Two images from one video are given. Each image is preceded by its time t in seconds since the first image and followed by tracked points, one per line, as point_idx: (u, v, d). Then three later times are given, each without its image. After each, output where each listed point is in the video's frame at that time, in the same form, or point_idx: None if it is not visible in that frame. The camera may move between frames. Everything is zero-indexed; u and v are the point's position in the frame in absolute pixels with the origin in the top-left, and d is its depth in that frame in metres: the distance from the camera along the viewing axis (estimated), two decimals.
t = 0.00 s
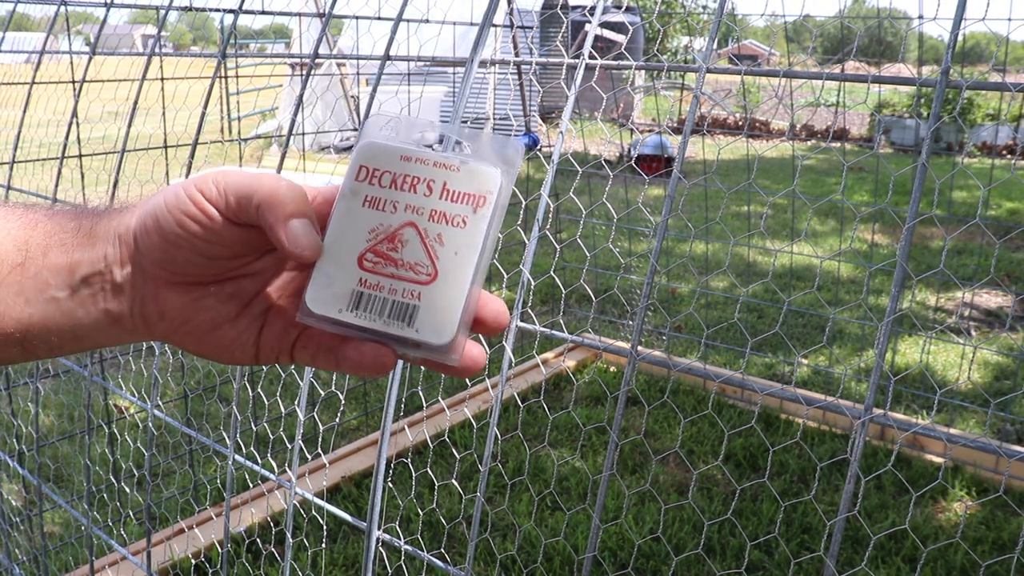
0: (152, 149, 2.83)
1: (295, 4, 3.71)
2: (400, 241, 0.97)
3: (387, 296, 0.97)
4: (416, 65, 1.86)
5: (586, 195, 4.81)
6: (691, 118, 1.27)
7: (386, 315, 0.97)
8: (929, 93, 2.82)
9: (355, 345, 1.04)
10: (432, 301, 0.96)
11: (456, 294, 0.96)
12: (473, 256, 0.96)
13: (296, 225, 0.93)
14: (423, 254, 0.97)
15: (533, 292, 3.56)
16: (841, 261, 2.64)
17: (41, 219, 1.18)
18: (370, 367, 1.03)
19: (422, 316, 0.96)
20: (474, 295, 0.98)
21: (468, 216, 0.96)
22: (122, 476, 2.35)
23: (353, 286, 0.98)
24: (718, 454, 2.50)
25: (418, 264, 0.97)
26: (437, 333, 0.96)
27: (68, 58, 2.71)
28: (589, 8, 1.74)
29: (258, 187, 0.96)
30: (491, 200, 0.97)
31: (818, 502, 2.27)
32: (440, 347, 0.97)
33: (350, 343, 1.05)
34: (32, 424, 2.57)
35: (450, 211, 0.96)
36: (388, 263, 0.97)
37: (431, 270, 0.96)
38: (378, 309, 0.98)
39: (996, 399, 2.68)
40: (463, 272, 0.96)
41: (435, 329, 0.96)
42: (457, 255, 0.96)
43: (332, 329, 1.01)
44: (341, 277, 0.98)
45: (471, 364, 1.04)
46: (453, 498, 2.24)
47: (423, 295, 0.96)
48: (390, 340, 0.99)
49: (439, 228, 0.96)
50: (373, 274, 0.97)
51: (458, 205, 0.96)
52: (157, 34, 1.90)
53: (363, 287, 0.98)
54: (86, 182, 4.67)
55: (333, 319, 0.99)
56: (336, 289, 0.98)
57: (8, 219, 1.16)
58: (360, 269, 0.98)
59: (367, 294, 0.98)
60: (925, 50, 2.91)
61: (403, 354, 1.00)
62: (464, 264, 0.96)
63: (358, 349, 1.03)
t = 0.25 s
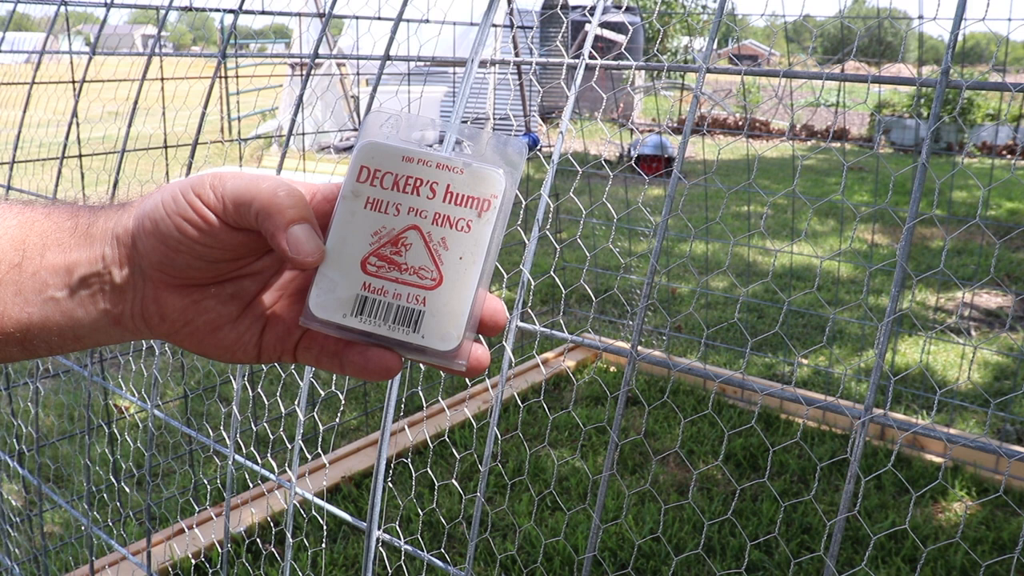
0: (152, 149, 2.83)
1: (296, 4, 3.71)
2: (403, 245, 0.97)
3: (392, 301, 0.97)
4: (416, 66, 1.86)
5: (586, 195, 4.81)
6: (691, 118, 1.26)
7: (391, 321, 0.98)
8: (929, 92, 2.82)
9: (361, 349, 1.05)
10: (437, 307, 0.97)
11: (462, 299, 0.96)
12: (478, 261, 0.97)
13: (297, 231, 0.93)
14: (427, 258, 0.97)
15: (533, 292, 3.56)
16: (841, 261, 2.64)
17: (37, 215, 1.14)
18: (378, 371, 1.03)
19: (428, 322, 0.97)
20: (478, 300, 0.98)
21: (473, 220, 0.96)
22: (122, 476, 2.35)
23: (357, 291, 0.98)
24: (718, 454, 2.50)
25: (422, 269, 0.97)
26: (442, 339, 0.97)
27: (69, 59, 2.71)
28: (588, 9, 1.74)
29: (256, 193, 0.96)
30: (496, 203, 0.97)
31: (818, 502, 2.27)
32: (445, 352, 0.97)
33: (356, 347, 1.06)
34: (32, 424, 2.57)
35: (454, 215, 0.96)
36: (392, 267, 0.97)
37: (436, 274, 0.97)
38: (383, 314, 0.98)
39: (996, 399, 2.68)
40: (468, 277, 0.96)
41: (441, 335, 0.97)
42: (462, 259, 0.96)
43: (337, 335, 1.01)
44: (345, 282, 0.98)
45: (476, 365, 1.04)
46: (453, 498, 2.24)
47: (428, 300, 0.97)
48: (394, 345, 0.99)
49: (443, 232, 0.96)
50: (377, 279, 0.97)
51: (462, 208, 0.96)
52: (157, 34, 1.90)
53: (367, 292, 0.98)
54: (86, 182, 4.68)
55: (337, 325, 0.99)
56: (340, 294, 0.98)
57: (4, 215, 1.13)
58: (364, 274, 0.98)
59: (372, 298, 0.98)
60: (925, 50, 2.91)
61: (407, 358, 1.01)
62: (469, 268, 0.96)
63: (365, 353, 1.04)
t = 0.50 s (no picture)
0: (152, 149, 2.83)
1: (296, 4, 3.71)
2: (405, 239, 0.97)
3: (393, 295, 0.97)
4: (416, 66, 1.86)
5: (586, 195, 4.81)
6: (691, 118, 1.26)
7: (392, 314, 0.97)
8: (929, 93, 2.82)
9: (361, 344, 1.04)
10: (438, 300, 0.96)
11: (462, 293, 0.96)
12: (478, 255, 0.96)
13: (299, 224, 0.93)
14: (428, 252, 0.97)
15: (533, 293, 3.56)
16: (841, 261, 2.64)
17: (45, 215, 1.17)
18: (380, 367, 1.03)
19: (428, 315, 0.96)
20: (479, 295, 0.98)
21: (473, 214, 0.96)
22: (122, 476, 2.35)
23: (358, 285, 0.98)
24: (718, 454, 2.50)
25: (423, 263, 0.97)
26: (443, 333, 0.96)
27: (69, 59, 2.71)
28: (588, 9, 1.74)
29: (260, 187, 0.96)
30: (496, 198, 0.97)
31: (818, 502, 2.27)
32: (446, 346, 0.97)
33: (357, 342, 1.05)
34: (32, 424, 2.57)
35: (455, 209, 0.96)
36: (393, 261, 0.97)
37: (437, 268, 0.96)
38: (384, 308, 0.97)
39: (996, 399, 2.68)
40: (468, 271, 0.96)
41: (442, 329, 0.96)
42: (462, 253, 0.96)
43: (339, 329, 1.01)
44: (347, 276, 0.98)
45: (476, 361, 1.04)
46: (453, 498, 2.24)
47: (428, 294, 0.96)
48: (396, 339, 0.99)
49: (444, 226, 0.96)
50: (378, 273, 0.97)
51: (463, 202, 0.96)
52: (157, 34, 1.90)
53: (369, 286, 0.97)
54: (85, 182, 4.68)
55: (339, 319, 0.99)
56: (341, 288, 0.98)
57: (12, 215, 1.15)
58: (365, 268, 0.98)
59: (373, 292, 0.97)
60: (925, 50, 2.92)
61: (408, 352, 1.00)
62: (469, 262, 0.96)
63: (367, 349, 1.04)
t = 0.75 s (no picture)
0: (152, 149, 2.83)
1: (296, 4, 3.71)
2: (406, 246, 0.97)
3: (394, 301, 0.97)
4: (416, 65, 1.86)
5: (586, 195, 4.81)
6: (691, 118, 1.26)
7: (393, 320, 0.97)
8: (929, 93, 2.82)
9: (362, 349, 1.05)
10: (439, 306, 0.96)
11: (462, 299, 0.96)
12: (477, 263, 0.96)
13: (303, 231, 0.93)
14: (429, 259, 0.97)
15: (533, 293, 3.56)
16: (841, 261, 2.64)
17: (44, 214, 1.15)
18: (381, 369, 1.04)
19: (429, 322, 0.97)
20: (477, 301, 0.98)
21: (472, 222, 0.96)
22: (123, 475, 2.35)
23: (359, 291, 0.98)
24: (718, 454, 2.50)
25: (424, 269, 0.97)
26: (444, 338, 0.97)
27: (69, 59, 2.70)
28: (589, 8, 1.74)
29: (264, 192, 0.96)
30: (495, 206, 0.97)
31: (818, 502, 2.27)
32: (446, 352, 0.97)
33: (357, 347, 1.06)
34: (32, 424, 2.57)
35: (455, 216, 0.96)
36: (394, 267, 0.97)
37: (438, 274, 0.96)
38: (386, 314, 0.97)
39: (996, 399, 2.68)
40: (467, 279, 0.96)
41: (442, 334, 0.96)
42: (463, 260, 0.96)
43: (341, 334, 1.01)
44: (349, 282, 0.98)
45: (476, 365, 1.04)
46: (453, 498, 2.24)
47: (429, 300, 0.96)
48: (397, 345, 0.99)
49: (445, 233, 0.96)
50: (379, 279, 0.97)
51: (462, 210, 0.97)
52: (157, 34, 1.90)
53: (369, 292, 0.98)
54: (86, 182, 4.69)
55: (340, 324, 0.99)
56: (342, 294, 0.98)
57: (11, 214, 1.13)
58: (366, 274, 0.98)
59: (374, 298, 0.97)
60: (925, 50, 2.92)
61: (409, 358, 1.00)
62: (469, 269, 0.96)
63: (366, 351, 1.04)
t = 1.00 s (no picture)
0: (152, 149, 2.83)
1: (296, 4, 3.71)
2: (408, 252, 0.97)
3: (397, 308, 0.97)
4: (416, 66, 1.86)
5: (586, 195, 4.81)
6: (691, 118, 1.26)
7: (396, 327, 0.98)
8: (928, 93, 2.82)
9: (366, 355, 1.05)
10: (442, 313, 0.96)
11: (465, 307, 0.96)
12: (480, 270, 0.96)
13: (303, 240, 0.93)
14: (431, 265, 0.96)
15: (533, 293, 3.56)
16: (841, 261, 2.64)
17: (47, 219, 1.15)
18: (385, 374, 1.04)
19: (433, 328, 0.97)
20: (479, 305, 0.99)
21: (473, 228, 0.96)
22: (123, 476, 2.35)
23: (362, 298, 0.98)
24: (718, 454, 2.50)
25: (427, 276, 0.97)
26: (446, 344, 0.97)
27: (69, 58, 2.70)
28: (589, 8, 1.74)
29: (264, 202, 0.96)
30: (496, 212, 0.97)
31: (818, 502, 2.27)
32: (450, 358, 0.98)
33: (362, 353, 1.06)
34: (32, 424, 2.57)
35: (457, 223, 0.96)
36: (397, 274, 0.97)
37: (441, 281, 0.96)
38: (389, 321, 0.98)
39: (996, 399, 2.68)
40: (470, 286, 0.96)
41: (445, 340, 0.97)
42: (465, 267, 0.96)
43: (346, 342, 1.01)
44: (351, 289, 0.98)
45: (480, 368, 1.03)
46: (453, 498, 2.24)
47: (432, 307, 0.97)
48: (399, 351, 1.00)
49: (447, 240, 0.96)
50: (382, 286, 0.97)
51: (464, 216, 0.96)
52: (157, 34, 1.90)
53: (372, 299, 0.98)
54: (86, 182, 4.69)
55: (343, 331, 0.99)
56: (345, 301, 0.98)
57: (12, 219, 1.14)
58: (369, 281, 0.98)
59: (377, 305, 0.98)
60: (926, 50, 2.92)
61: (411, 363, 1.01)
62: (472, 276, 0.96)
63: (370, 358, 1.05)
